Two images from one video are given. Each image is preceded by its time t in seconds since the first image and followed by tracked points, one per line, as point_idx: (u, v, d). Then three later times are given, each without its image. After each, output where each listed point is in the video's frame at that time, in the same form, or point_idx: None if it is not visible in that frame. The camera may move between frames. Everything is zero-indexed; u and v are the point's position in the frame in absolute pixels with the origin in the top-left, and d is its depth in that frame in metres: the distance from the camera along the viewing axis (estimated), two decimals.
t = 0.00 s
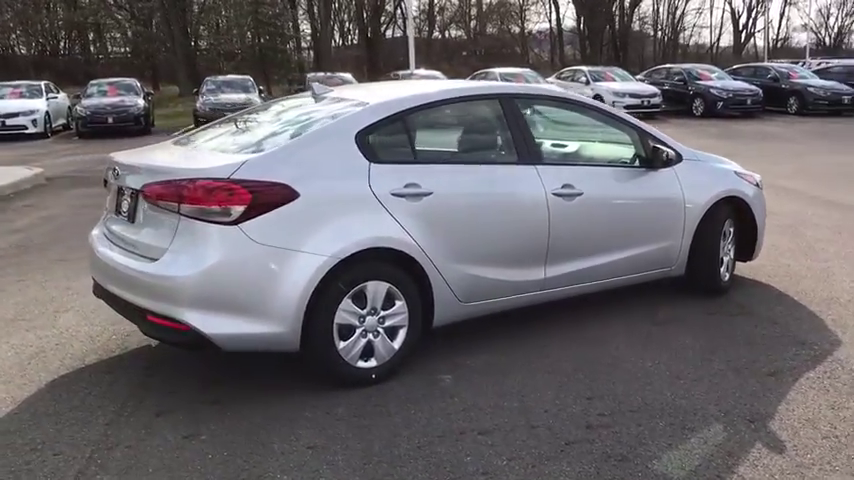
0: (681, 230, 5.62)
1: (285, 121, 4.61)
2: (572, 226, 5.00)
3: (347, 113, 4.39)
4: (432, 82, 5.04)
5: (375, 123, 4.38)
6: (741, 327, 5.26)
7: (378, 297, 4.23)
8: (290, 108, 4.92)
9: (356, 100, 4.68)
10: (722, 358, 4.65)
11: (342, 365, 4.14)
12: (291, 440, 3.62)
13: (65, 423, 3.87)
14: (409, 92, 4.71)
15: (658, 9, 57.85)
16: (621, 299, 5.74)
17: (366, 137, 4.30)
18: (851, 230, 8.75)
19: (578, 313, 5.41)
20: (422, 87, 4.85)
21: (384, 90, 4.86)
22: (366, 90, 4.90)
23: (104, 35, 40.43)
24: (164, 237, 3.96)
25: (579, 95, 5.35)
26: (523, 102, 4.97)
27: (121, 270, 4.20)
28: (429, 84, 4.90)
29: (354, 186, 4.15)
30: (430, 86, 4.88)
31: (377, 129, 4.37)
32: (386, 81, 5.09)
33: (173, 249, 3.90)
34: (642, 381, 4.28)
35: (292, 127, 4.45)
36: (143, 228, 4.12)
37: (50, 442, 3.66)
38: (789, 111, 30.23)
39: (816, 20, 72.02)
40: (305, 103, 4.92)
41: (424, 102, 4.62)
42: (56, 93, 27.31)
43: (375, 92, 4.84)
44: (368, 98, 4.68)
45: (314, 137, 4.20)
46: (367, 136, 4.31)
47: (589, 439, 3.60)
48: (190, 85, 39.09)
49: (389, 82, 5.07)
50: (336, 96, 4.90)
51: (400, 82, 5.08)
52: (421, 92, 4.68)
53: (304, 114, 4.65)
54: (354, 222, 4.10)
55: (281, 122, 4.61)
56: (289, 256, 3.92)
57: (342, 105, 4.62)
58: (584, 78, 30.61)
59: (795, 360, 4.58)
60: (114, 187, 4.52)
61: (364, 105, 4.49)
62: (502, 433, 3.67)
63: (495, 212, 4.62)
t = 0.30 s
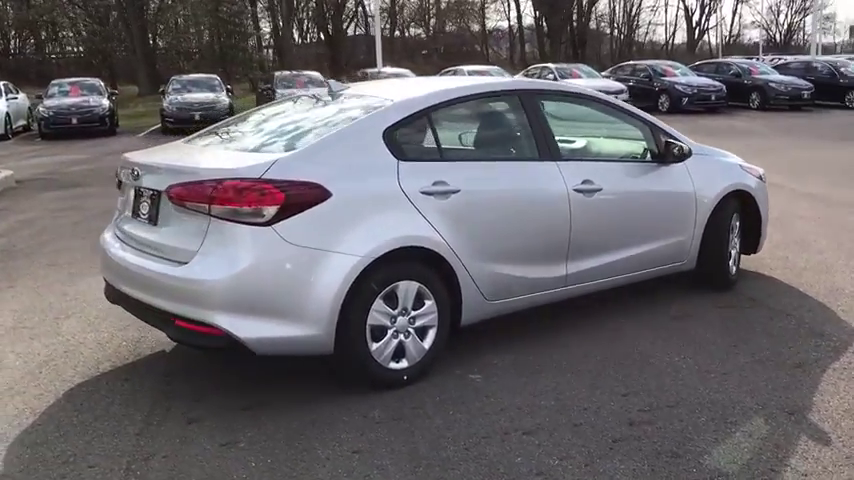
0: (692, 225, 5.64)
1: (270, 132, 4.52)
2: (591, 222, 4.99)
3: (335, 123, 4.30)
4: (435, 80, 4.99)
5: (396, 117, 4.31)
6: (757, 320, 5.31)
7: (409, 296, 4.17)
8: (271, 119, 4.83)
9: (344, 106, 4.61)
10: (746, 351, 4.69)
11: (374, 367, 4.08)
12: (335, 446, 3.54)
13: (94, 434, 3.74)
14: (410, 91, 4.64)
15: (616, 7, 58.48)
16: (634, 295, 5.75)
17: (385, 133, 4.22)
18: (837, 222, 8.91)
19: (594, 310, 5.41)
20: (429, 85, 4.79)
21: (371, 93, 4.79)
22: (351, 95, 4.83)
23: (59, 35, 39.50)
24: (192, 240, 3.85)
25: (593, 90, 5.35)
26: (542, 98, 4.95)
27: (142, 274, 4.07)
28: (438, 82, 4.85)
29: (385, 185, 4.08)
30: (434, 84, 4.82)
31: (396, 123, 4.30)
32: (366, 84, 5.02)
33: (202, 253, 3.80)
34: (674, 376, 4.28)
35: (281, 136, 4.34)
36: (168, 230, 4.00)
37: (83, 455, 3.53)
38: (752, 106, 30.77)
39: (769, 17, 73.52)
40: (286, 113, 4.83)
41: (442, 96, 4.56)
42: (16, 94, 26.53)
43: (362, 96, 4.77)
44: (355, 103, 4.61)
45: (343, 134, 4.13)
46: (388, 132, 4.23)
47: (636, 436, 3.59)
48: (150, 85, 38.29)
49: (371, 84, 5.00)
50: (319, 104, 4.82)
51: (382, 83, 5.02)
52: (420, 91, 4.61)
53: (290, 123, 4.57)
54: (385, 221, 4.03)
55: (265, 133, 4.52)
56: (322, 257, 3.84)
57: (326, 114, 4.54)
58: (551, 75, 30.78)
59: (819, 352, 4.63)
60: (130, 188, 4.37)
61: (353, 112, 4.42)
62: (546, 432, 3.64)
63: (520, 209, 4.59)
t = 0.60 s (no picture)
0: (697, 222, 5.67)
1: (254, 145, 4.39)
2: (604, 222, 4.98)
3: (323, 137, 4.20)
4: (430, 84, 4.94)
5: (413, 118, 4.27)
6: (765, 315, 5.34)
7: (431, 302, 4.11)
8: (251, 133, 4.71)
9: (330, 117, 4.52)
10: (762, 348, 4.71)
11: (399, 374, 4.00)
12: (371, 458, 3.45)
13: (115, 452, 3.60)
14: (408, 97, 4.58)
15: (576, 6, 58.99)
16: (640, 294, 5.76)
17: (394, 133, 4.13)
18: (820, 215, 9.06)
19: (603, 311, 5.40)
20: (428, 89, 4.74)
21: (355, 103, 4.71)
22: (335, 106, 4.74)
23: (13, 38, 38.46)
24: (214, 249, 3.74)
25: (599, 91, 5.35)
26: (552, 99, 4.93)
27: (157, 283, 3.95)
28: (439, 86, 4.80)
29: (407, 189, 4.01)
30: (432, 88, 4.77)
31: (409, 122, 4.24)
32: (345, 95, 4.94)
33: (224, 261, 3.70)
34: (696, 376, 4.28)
35: (269, 149, 4.21)
36: (185, 238, 3.88)
37: (109, 475, 3.39)
38: (715, 102, 31.25)
39: (725, 15, 74.88)
40: (265, 128, 4.72)
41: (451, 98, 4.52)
42: None
43: (346, 106, 4.69)
44: (341, 114, 4.53)
45: (362, 139, 4.05)
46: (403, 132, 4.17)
47: (672, 437, 3.57)
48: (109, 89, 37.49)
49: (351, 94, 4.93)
50: (303, 116, 4.72)
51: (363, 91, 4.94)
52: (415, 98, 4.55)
53: (273, 136, 4.45)
54: (408, 226, 3.96)
55: (250, 146, 4.38)
56: (348, 263, 3.76)
57: (307, 129, 4.44)
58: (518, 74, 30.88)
59: (832, 347, 4.68)
60: (141, 194, 4.22)
61: (339, 125, 4.34)
62: (582, 436, 3.60)
63: (537, 210, 4.55)
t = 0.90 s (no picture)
0: (703, 217, 5.62)
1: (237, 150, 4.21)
2: (616, 217, 4.90)
3: (313, 142, 4.03)
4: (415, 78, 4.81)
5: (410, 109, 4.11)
6: (775, 309, 5.32)
7: (452, 302, 3.98)
8: (231, 139, 4.52)
9: (313, 121, 4.37)
10: (778, 342, 4.67)
11: (421, 377, 3.87)
12: (403, 465, 3.32)
13: (129, 466, 3.41)
14: (395, 96, 4.44)
15: (539, 5, 59.23)
16: (646, 292, 5.70)
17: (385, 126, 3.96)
18: (807, 210, 9.11)
19: (613, 309, 5.32)
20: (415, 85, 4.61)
21: (339, 104, 4.57)
22: (317, 109, 4.59)
23: None
24: (230, 250, 3.57)
25: (608, 84, 5.26)
26: (564, 93, 4.83)
27: (169, 287, 3.76)
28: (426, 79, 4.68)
29: (427, 185, 3.88)
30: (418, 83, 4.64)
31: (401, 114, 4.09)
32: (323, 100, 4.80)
33: (240, 262, 3.53)
34: (719, 373, 4.22)
35: (258, 152, 4.04)
36: (197, 240, 3.69)
37: None
38: (682, 100, 31.53)
39: (685, 14, 75.78)
40: (245, 134, 4.55)
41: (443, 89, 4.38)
42: None
43: (329, 109, 4.54)
44: (325, 118, 4.38)
45: (379, 134, 3.91)
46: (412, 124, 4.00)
47: (708, 436, 3.49)
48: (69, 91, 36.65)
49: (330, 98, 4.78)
50: (282, 122, 4.56)
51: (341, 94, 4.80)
52: (402, 95, 4.42)
53: (256, 141, 4.29)
54: (428, 224, 3.83)
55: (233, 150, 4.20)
56: (370, 263, 3.62)
57: (289, 134, 4.29)
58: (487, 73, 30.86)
59: (848, 341, 4.65)
60: (144, 195, 4.02)
61: (326, 130, 4.18)
62: (616, 437, 3.51)
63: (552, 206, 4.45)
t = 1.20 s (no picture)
0: (706, 219, 5.60)
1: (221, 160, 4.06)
2: (626, 221, 4.85)
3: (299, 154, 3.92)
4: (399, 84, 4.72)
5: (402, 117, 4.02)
6: (780, 311, 5.32)
7: (472, 309, 3.87)
8: (216, 150, 4.37)
9: (297, 132, 4.25)
10: (790, 345, 4.66)
11: (443, 388, 3.76)
12: None
13: None
14: (382, 104, 4.35)
15: (500, 7, 59.32)
16: (650, 295, 5.67)
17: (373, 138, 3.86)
18: (790, 210, 9.19)
19: (620, 314, 5.28)
20: (400, 92, 4.51)
21: (323, 115, 4.46)
22: (299, 121, 4.47)
23: None
24: (248, 260, 3.43)
25: (614, 86, 5.19)
26: (574, 95, 4.76)
27: (182, 300, 3.61)
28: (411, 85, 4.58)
29: (446, 191, 3.78)
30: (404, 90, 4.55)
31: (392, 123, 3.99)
32: (302, 111, 4.68)
33: (261, 273, 3.39)
34: (738, 378, 4.18)
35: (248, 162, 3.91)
36: (211, 250, 3.55)
37: None
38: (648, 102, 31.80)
39: (645, 17, 76.63)
40: (231, 145, 4.40)
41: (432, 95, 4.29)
42: None
43: (312, 120, 4.43)
44: (308, 129, 4.27)
45: (396, 140, 3.80)
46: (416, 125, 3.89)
47: (740, 443, 3.44)
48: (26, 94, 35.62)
49: (310, 109, 4.67)
50: (265, 134, 4.43)
51: (321, 105, 4.69)
52: (390, 104, 4.32)
53: (238, 153, 4.15)
54: (448, 231, 3.73)
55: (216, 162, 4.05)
56: (394, 271, 3.51)
57: (274, 146, 4.15)
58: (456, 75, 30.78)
59: None
60: (151, 202, 3.86)
61: (312, 142, 4.05)
62: (648, 446, 3.45)
63: (567, 210, 4.38)
